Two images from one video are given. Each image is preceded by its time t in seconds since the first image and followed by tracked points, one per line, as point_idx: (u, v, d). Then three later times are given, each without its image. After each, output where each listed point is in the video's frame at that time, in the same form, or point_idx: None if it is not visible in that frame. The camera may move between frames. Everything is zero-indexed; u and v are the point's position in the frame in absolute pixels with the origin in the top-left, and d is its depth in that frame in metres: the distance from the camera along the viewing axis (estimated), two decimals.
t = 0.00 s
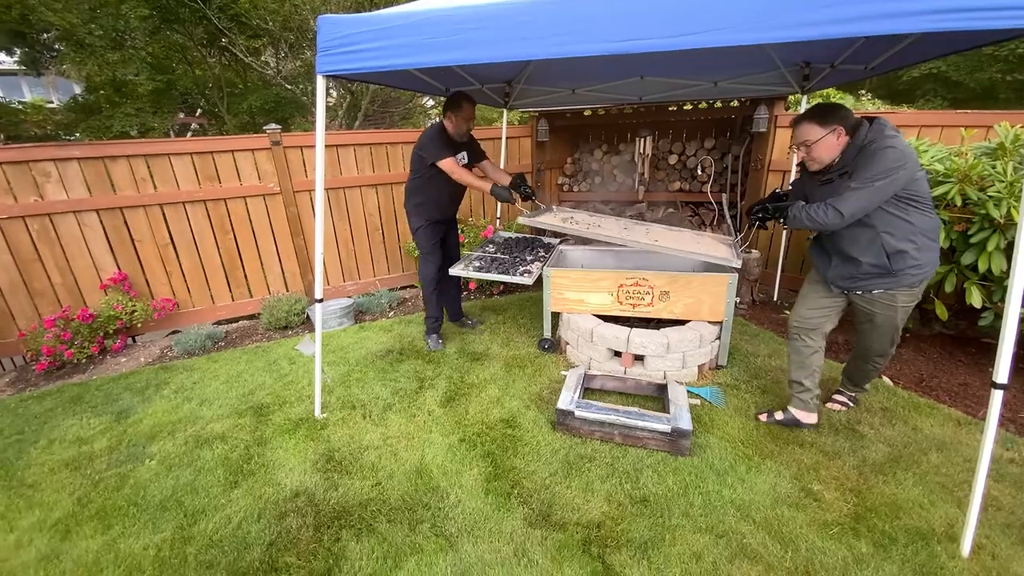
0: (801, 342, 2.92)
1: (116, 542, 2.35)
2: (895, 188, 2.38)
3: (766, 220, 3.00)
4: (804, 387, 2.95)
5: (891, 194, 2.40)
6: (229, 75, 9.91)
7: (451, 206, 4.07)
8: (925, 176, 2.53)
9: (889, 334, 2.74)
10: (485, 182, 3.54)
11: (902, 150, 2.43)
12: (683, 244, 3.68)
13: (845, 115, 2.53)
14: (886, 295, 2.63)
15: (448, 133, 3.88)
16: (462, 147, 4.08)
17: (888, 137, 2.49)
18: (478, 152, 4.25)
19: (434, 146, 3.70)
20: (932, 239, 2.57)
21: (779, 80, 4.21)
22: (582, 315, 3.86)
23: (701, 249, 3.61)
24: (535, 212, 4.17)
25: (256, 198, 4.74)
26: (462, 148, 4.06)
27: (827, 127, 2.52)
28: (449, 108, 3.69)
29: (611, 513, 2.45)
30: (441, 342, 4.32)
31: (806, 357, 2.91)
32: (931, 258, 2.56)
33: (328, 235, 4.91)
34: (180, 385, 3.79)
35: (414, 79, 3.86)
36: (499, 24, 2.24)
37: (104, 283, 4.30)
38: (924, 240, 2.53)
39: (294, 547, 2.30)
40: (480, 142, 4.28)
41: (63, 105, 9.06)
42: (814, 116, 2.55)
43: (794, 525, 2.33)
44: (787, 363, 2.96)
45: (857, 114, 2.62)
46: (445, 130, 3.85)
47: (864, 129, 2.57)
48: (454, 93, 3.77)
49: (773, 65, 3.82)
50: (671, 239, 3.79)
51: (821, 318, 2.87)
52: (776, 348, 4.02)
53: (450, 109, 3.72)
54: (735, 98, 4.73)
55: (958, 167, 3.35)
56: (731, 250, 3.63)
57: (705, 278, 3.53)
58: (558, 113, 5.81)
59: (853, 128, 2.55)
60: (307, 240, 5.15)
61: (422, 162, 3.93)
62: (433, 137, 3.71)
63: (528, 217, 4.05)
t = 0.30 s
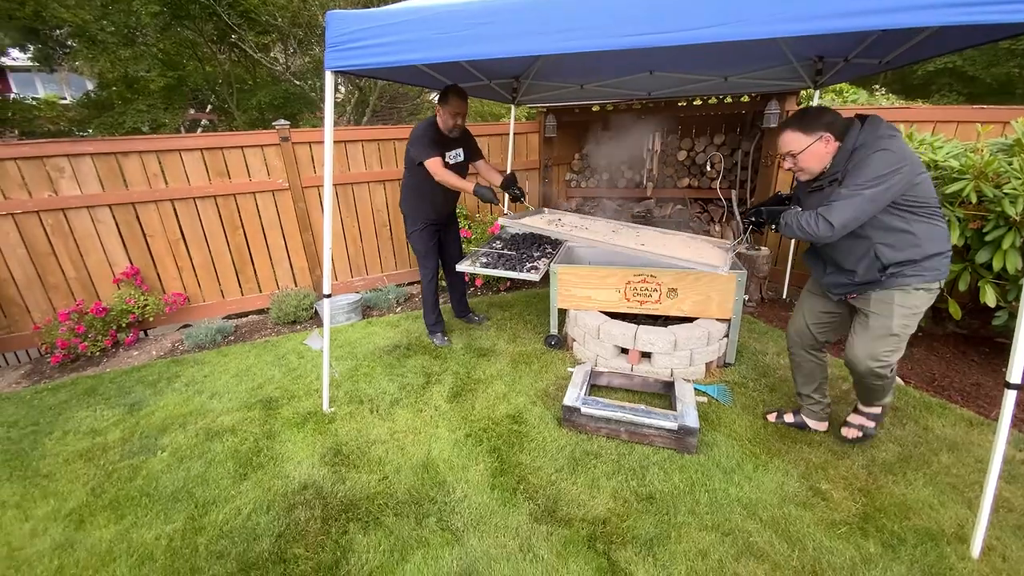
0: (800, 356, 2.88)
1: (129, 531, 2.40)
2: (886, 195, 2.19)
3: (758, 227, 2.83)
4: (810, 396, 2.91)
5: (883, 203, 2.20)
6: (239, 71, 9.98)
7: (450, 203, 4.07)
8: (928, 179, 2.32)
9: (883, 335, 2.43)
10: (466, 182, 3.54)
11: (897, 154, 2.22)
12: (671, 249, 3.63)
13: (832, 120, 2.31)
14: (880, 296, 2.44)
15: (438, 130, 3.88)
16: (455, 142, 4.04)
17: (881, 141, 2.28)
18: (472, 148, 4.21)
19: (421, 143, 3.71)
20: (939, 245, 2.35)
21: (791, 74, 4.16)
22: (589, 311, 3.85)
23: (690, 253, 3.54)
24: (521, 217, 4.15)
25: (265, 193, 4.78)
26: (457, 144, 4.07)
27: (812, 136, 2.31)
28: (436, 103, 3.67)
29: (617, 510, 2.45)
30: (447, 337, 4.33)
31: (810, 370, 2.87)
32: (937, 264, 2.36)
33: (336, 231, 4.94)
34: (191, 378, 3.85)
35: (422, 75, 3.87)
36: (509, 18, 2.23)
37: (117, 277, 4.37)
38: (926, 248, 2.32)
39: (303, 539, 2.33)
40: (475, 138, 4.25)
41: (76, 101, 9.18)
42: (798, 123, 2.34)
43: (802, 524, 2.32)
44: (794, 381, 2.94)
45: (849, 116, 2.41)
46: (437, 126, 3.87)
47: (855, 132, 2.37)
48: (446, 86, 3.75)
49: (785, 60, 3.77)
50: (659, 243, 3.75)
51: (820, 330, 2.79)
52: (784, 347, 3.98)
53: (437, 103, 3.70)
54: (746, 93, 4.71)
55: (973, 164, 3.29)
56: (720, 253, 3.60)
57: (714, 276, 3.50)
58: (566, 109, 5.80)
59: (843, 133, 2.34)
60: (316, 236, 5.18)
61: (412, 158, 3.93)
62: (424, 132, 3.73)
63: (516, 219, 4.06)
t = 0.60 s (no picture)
0: (797, 372, 2.79)
1: (135, 526, 2.42)
2: (871, 217, 1.80)
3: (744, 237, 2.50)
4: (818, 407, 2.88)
5: (867, 226, 1.81)
6: (244, 70, 10.04)
7: (445, 202, 4.06)
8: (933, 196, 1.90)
9: (851, 362, 2.06)
10: (447, 182, 3.52)
11: (891, 167, 1.81)
12: (647, 254, 3.18)
13: (821, 128, 1.92)
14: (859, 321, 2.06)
15: (424, 128, 3.88)
16: (446, 140, 4.05)
17: (875, 150, 1.88)
18: (464, 146, 4.22)
19: (405, 142, 3.72)
20: (939, 276, 1.95)
21: (797, 71, 4.14)
22: (593, 310, 3.84)
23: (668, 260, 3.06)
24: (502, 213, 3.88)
25: (270, 191, 4.80)
26: (446, 142, 4.05)
27: (798, 148, 1.93)
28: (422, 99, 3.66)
29: (620, 508, 2.45)
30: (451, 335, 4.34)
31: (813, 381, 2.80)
32: (934, 299, 1.96)
33: (340, 229, 4.95)
34: (197, 375, 3.88)
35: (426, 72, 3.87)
36: (513, 17, 2.23)
37: (124, 275, 4.40)
38: (920, 278, 1.93)
39: (307, 535, 2.34)
40: (468, 136, 4.24)
41: (84, 100, 9.26)
42: (785, 133, 1.97)
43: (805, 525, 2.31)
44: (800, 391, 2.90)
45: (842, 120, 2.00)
46: (422, 126, 3.85)
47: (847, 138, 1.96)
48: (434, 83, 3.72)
49: (791, 57, 3.75)
50: (635, 249, 3.32)
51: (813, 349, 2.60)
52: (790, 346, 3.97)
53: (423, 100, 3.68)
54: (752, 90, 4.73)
55: (982, 162, 3.25)
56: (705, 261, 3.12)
57: (719, 275, 3.48)
58: (570, 108, 5.80)
59: (835, 142, 1.94)
60: (320, 234, 5.20)
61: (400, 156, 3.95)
62: (410, 133, 3.73)
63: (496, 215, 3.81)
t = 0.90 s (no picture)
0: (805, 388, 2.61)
1: (139, 523, 2.43)
2: (834, 223, 1.73)
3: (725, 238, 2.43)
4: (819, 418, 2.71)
5: (831, 232, 1.74)
6: (247, 69, 9.91)
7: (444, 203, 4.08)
8: (921, 197, 1.77)
9: (836, 393, 1.98)
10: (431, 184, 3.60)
11: (861, 166, 1.72)
12: (614, 265, 2.88)
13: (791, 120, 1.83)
14: (851, 342, 1.97)
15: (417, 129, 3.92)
16: (440, 139, 4.07)
17: (844, 147, 1.79)
18: (460, 145, 4.23)
19: (396, 145, 3.79)
20: (936, 285, 1.82)
21: (800, 70, 4.12)
22: (595, 310, 3.84)
23: (636, 271, 2.77)
24: (483, 215, 3.71)
25: (273, 190, 4.81)
26: (439, 140, 4.05)
27: (765, 138, 1.87)
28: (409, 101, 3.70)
29: (622, 507, 2.45)
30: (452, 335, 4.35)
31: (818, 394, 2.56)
32: (932, 311, 1.83)
33: (343, 228, 4.97)
34: (200, 373, 3.90)
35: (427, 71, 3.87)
36: (516, 15, 2.23)
37: (128, 273, 4.43)
38: (911, 288, 1.81)
39: (310, 533, 2.35)
40: (463, 135, 4.25)
41: (88, 99, 9.31)
42: (754, 120, 1.89)
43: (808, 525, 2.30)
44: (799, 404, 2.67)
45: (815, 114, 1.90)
46: (414, 125, 3.86)
47: (819, 133, 1.87)
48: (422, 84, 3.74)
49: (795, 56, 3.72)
50: (605, 257, 3.03)
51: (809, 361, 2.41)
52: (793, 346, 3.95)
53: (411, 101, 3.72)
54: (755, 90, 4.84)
55: (987, 162, 3.23)
56: (682, 270, 2.76)
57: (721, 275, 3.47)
58: (573, 107, 5.80)
59: (803, 137, 1.86)
60: (323, 233, 5.21)
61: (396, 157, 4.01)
62: (401, 133, 3.76)
63: (478, 215, 3.68)
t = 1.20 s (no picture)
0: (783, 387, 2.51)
1: (141, 522, 2.44)
2: (784, 213, 1.64)
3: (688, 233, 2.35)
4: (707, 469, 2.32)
5: (779, 222, 1.66)
6: (249, 69, 9.96)
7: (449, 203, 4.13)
8: (875, 193, 1.68)
9: (806, 423, 1.92)
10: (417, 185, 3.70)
11: (810, 153, 1.63)
12: (577, 268, 2.81)
13: (751, 102, 1.75)
14: (806, 364, 1.88)
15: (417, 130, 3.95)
16: (442, 140, 4.09)
17: (800, 134, 1.70)
18: (463, 146, 4.25)
19: (395, 147, 3.86)
20: (888, 291, 1.73)
21: (803, 70, 4.12)
22: (596, 310, 3.84)
23: (596, 275, 2.69)
24: (465, 213, 3.73)
25: (275, 190, 4.82)
26: (440, 142, 4.05)
27: (721, 117, 1.78)
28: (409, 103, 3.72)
29: (623, 508, 2.45)
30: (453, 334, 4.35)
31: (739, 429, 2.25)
32: (884, 321, 1.74)
33: (344, 227, 4.97)
34: (202, 372, 3.91)
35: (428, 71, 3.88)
36: (517, 15, 2.23)
37: (130, 273, 4.44)
38: (862, 292, 1.73)
39: (311, 533, 2.35)
40: (466, 136, 4.26)
41: (91, 99, 9.33)
42: (716, 97, 1.80)
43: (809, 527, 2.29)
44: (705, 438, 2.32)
45: (778, 98, 1.81)
46: (413, 127, 3.88)
47: (778, 119, 1.79)
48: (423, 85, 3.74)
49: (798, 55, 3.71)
50: (572, 260, 2.96)
51: (753, 381, 2.17)
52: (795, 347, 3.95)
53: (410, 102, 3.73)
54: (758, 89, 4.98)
55: (990, 161, 3.22)
56: (648, 277, 2.63)
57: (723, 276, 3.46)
58: (574, 106, 5.80)
59: (762, 121, 1.77)
60: (325, 232, 5.22)
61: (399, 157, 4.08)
62: (400, 134, 3.79)
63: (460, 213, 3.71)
